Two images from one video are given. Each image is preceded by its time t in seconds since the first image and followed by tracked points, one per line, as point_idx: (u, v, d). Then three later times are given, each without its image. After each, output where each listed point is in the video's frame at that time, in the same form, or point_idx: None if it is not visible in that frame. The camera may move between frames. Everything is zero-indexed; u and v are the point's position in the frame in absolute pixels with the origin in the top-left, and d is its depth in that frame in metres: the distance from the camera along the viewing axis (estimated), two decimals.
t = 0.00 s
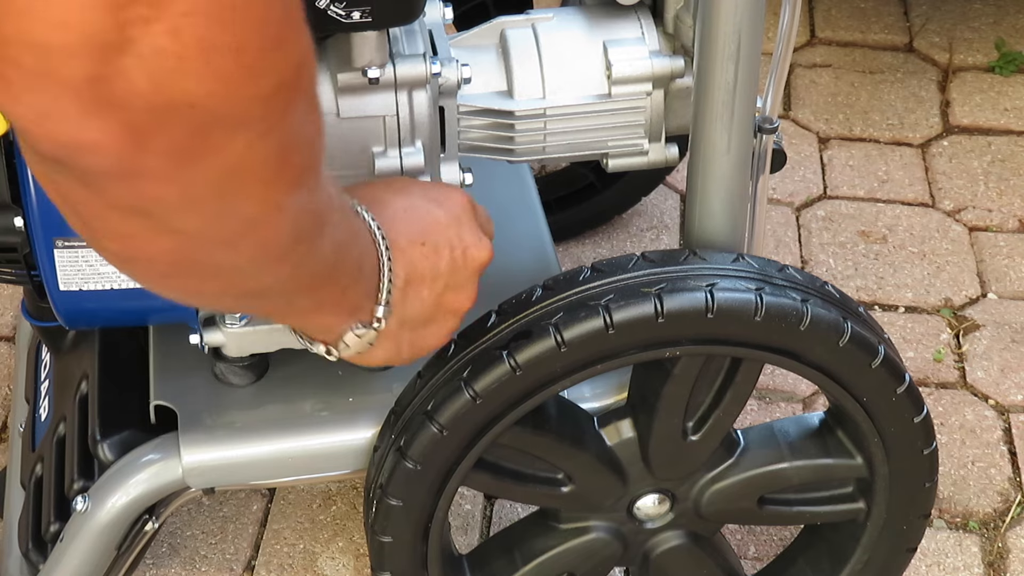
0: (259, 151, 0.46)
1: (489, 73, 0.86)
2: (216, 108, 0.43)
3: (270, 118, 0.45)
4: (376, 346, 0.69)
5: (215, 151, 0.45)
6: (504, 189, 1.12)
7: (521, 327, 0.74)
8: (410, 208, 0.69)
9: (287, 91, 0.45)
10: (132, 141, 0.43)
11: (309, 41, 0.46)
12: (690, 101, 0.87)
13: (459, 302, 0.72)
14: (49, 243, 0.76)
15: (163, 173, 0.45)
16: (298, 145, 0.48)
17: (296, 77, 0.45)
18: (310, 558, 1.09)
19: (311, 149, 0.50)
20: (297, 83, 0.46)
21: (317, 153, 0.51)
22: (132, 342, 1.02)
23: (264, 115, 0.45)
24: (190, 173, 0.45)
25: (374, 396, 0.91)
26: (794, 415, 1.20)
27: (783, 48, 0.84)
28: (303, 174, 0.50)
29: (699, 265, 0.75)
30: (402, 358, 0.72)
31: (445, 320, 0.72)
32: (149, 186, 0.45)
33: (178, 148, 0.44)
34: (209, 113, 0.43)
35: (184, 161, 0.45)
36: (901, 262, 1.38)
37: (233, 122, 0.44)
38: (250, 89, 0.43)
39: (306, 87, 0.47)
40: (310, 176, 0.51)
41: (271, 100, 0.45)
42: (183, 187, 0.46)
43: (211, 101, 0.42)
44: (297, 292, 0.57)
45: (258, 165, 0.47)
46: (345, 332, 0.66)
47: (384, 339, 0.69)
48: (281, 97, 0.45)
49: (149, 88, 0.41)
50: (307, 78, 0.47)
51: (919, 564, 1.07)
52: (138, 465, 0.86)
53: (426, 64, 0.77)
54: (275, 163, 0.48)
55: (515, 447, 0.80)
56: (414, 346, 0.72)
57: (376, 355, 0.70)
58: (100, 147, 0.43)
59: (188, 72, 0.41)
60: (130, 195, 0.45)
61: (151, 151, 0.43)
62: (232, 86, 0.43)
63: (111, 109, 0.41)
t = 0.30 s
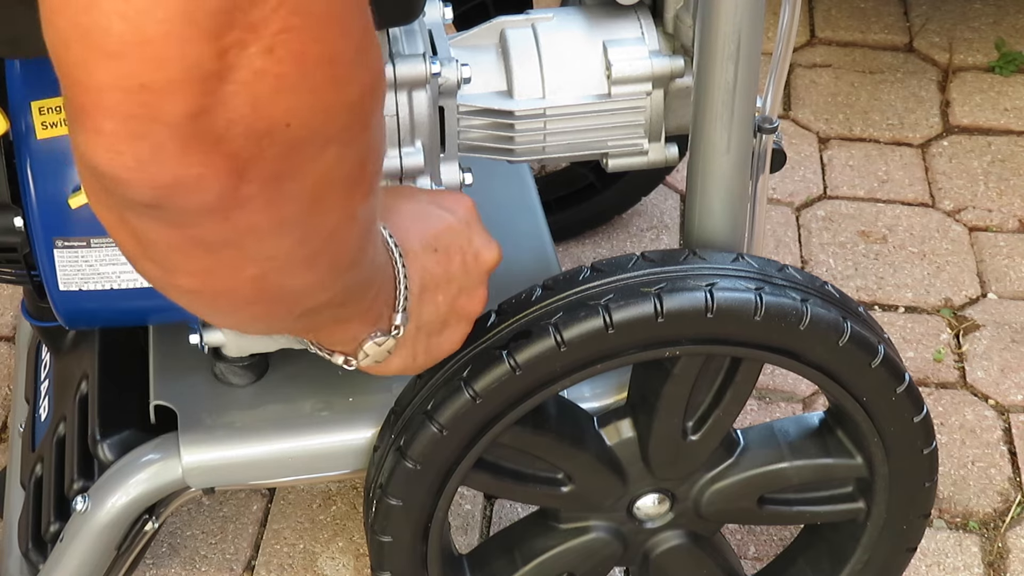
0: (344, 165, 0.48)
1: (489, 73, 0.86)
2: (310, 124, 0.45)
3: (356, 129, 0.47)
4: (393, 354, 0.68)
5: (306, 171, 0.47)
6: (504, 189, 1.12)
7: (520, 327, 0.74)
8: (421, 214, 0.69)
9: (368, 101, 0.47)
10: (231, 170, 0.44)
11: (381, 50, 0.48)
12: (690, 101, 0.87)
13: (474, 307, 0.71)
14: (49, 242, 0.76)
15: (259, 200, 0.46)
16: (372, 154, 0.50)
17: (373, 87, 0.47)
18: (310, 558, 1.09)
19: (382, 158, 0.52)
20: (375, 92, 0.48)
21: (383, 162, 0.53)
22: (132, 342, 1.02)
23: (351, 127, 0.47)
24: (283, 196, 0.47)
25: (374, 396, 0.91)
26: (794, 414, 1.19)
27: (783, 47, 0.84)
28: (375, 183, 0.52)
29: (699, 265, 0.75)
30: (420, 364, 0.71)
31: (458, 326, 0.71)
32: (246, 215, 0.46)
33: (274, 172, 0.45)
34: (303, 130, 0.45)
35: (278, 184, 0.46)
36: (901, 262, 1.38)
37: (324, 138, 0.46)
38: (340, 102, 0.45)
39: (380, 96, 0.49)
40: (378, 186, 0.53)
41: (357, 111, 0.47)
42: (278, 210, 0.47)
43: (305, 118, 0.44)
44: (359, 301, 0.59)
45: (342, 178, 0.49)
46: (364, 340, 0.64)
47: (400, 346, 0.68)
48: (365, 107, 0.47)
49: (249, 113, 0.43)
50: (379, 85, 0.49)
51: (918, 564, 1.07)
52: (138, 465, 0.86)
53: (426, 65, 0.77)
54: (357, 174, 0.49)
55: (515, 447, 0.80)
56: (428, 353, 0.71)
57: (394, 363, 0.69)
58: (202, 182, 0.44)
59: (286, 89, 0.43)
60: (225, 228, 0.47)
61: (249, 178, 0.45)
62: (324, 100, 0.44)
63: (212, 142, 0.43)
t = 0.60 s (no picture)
0: (303, 161, 0.50)
1: (489, 72, 0.86)
2: (258, 123, 0.46)
3: (310, 127, 0.49)
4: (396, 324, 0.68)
5: (261, 166, 0.48)
6: (504, 189, 1.12)
7: (520, 327, 0.74)
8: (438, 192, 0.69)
9: (324, 101, 0.49)
10: (180, 165, 0.46)
11: (341, 52, 0.50)
12: (690, 101, 0.87)
13: (482, 288, 0.71)
14: (49, 242, 0.76)
15: (213, 194, 0.48)
16: (338, 149, 0.52)
17: (330, 86, 0.49)
18: (310, 558, 1.09)
19: (349, 153, 0.53)
20: (332, 91, 0.49)
21: (354, 156, 0.54)
22: (132, 342, 1.02)
23: (303, 125, 0.48)
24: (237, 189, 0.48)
25: (374, 396, 0.91)
26: (794, 414, 1.19)
27: (783, 47, 0.84)
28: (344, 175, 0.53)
29: (699, 265, 0.75)
30: (418, 342, 0.71)
31: (463, 306, 0.71)
32: (199, 207, 0.48)
33: (225, 168, 0.47)
34: (252, 129, 0.46)
35: (229, 179, 0.48)
36: (901, 262, 1.38)
37: (275, 136, 0.47)
38: (289, 102, 0.47)
39: (342, 93, 0.51)
40: (349, 178, 0.54)
41: (310, 110, 0.48)
42: (233, 204, 0.49)
43: (251, 117, 0.46)
44: (330, 281, 0.60)
45: (300, 172, 0.50)
46: (368, 305, 0.65)
47: (403, 316, 0.68)
48: (319, 106, 0.49)
49: (194, 111, 0.44)
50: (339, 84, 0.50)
51: (918, 564, 1.07)
52: (138, 465, 0.86)
53: (426, 64, 0.77)
54: (318, 168, 0.51)
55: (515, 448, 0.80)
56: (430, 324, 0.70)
57: (394, 335, 0.69)
58: (154, 177, 0.46)
59: (230, 90, 0.44)
60: (182, 217, 0.48)
61: (200, 173, 0.47)
62: (272, 100, 0.46)
63: (157, 137, 0.45)
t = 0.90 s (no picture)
0: (290, 153, 0.50)
1: (489, 72, 0.86)
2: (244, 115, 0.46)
3: (297, 121, 0.49)
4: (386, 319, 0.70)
5: (248, 156, 0.48)
6: (504, 189, 1.12)
7: (520, 327, 0.74)
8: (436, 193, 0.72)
9: (311, 95, 0.49)
10: (167, 156, 0.46)
11: (329, 45, 0.49)
12: (690, 101, 0.87)
13: (476, 289, 0.73)
14: (49, 243, 0.76)
15: (200, 183, 0.48)
16: (325, 142, 0.52)
17: (318, 80, 0.49)
18: (310, 558, 1.09)
19: (338, 147, 0.54)
20: (321, 85, 0.49)
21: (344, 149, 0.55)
22: (131, 342, 1.02)
23: (291, 118, 0.48)
24: (224, 179, 0.49)
25: (374, 395, 0.91)
26: (794, 414, 1.19)
27: (783, 47, 0.84)
28: (332, 167, 0.54)
29: (699, 265, 0.75)
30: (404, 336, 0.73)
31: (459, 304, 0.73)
32: (187, 196, 0.48)
33: (213, 157, 0.47)
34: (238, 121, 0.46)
35: (217, 168, 0.48)
36: (901, 262, 1.38)
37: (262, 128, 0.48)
38: (275, 95, 0.47)
39: (331, 87, 0.51)
40: (337, 171, 0.55)
41: (298, 105, 0.48)
42: (219, 194, 0.49)
43: (238, 109, 0.46)
44: (316, 270, 0.61)
45: (287, 164, 0.50)
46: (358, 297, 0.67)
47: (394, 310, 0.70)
48: (307, 100, 0.49)
49: (180, 101, 0.44)
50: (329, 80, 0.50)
51: (919, 564, 1.07)
52: (138, 465, 0.86)
53: (426, 64, 0.77)
54: (305, 161, 0.51)
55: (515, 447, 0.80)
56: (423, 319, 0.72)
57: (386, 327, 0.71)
58: (141, 165, 0.46)
59: (218, 82, 0.44)
60: (170, 206, 0.49)
61: (187, 163, 0.47)
62: (258, 92, 0.46)
63: (145, 126, 0.45)
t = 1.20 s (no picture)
0: (257, 121, 0.48)
1: (489, 72, 0.86)
2: (203, 71, 0.45)
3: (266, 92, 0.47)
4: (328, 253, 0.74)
5: (210, 109, 0.47)
6: (504, 188, 1.12)
7: (520, 327, 0.74)
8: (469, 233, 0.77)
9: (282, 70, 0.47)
10: (129, 95, 0.45)
11: (314, 24, 0.48)
12: (690, 101, 0.87)
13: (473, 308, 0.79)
14: (49, 243, 0.76)
15: (162, 124, 0.47)
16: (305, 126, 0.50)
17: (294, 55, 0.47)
18: (310, 558, 1.09)
19: (326, 138, 0.51)
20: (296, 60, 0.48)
21: (338, 146, 0.52)
22: (131, 342, 1.02)
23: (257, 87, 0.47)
24: (184, 128, 0.48)
25: (374, 395, 0.91)
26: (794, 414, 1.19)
27: (783, 47, 0.84)
28: (315, 158, 0.52)
29: (699, 265, 0.75)
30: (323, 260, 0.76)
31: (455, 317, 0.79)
32: (150, 134, 0.47)
33: (174, 101, 0.46)
34: (197, 75, 0.45)
35: (178, 115, 0.47)
36: (901, 262, 1.38)
37: (224, 87, 0.46)
38: (238, 59, 0.45)
39: (315, 71, 0.49)
40: (325, 164, 0.53)
41: (267, 73, 0.47)
42: (179, 138, 0.48)
43: (197, 65, 0.45)
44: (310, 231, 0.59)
45: (255, 134, 0.49)
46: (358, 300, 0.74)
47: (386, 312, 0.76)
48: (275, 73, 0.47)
49: (141, 47, 0.43)
50: (313, 57, 0.48)
51: (918, 564, 1.07)
52: (138, 465, 0.86)
53: (426, 64, 0.77)
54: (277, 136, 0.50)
55: (515, 447, 0.80)
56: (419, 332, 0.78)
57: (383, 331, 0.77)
58: (104, 98, 0.45)
59: (178, 34, 0.43)
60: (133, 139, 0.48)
61: (148, 103, 0.46)
62: (219, 51, 0.45)
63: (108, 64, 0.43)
